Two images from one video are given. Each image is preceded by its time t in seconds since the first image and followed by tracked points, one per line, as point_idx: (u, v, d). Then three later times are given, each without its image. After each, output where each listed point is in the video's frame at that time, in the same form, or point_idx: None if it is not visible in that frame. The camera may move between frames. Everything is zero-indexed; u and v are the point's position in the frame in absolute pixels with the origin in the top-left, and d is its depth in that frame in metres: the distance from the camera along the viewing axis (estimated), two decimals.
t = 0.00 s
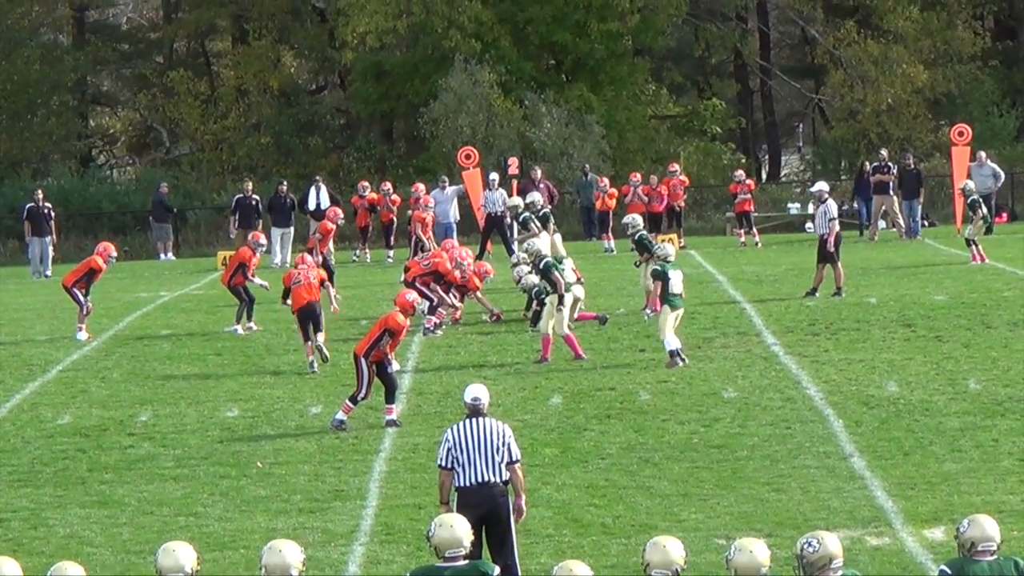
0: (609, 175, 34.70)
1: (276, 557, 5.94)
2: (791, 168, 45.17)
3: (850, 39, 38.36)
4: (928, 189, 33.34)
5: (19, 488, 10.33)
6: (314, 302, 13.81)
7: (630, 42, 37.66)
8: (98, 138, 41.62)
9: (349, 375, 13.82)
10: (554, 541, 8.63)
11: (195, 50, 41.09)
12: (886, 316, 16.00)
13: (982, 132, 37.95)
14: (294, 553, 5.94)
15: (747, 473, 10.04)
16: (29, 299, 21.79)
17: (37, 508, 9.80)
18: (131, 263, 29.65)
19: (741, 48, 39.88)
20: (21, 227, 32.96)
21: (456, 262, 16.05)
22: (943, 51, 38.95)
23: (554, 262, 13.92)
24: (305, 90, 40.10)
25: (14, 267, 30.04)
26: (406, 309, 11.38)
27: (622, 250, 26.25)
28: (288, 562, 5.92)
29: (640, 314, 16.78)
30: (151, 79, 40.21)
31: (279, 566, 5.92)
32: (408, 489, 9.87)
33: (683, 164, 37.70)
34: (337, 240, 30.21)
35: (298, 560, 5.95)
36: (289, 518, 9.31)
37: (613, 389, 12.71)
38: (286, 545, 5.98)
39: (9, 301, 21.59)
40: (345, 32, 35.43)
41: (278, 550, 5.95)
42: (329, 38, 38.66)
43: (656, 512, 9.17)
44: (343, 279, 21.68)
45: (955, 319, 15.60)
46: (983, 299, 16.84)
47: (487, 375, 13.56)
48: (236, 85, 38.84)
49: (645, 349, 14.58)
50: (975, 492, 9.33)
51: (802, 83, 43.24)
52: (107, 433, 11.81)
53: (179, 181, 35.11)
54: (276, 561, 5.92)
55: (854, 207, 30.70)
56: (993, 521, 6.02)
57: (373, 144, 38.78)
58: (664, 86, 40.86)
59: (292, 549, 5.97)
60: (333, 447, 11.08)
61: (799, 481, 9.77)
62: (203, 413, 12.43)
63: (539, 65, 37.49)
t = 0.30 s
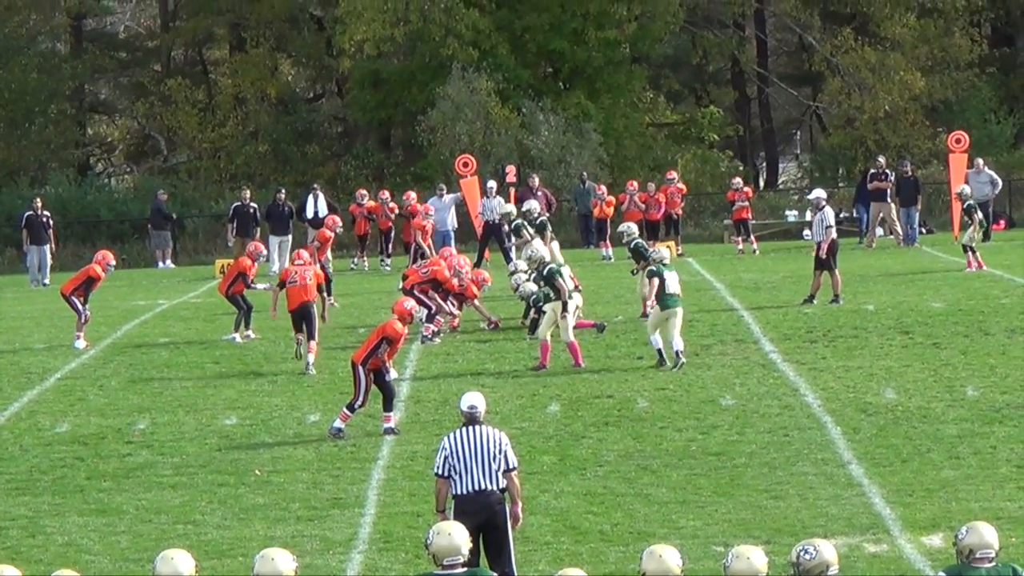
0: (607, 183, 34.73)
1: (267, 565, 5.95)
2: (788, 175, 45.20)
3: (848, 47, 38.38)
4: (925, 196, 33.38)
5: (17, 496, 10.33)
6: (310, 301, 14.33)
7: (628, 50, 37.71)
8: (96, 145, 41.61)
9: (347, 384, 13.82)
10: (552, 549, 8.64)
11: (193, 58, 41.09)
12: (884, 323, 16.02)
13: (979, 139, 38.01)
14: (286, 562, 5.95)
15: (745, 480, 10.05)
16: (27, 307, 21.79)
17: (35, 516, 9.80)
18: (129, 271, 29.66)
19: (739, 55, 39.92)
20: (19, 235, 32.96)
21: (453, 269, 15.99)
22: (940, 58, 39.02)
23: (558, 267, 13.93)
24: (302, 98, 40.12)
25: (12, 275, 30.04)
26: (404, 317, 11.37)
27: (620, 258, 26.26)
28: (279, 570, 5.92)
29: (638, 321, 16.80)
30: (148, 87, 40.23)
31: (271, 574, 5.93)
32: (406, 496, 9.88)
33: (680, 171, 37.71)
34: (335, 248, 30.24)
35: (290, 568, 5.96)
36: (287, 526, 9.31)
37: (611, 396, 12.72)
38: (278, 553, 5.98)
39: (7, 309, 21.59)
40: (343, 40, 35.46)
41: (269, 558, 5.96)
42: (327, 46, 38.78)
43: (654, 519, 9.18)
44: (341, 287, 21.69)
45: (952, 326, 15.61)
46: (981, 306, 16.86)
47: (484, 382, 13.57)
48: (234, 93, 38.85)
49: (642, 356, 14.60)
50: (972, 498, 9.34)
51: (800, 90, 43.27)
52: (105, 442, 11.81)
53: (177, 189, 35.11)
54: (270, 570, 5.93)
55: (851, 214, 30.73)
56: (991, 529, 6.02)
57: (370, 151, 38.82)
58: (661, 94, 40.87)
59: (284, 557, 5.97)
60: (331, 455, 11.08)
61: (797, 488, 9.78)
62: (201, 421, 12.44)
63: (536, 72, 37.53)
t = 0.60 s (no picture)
0: (610, 185, 34.72)
1: (272, 567, 5.93)
2: (792, 178, 45.19)
3: (851, 49, 38.36)
4: (929, 199, 33.36)
5: (20, 498, 10.34)
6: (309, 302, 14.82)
7: (631, 52, 37.72)
8: (99, 148, 41.62)
9: (350, 385, 13.83)
10: (555, 551, 8.63)
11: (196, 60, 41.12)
12: (887, 325, 16.01)
13: (982, 142, 38.00)
14: (292, 564, 5.93)
15: (749, 482, 10.04)
16: (29, 309, 21.80)
17: (38, 518, 9.81)
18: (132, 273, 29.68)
19: (742, 58, 39.94)
20: (22, 237, 32.98)
21: (458, 272, 16.12)
22: (943, 60, 39.03)
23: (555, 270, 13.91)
24: (305, 100, 40.16)
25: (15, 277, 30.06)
26: (407, 319, 11.38)
27: (623, 260, 26.25)
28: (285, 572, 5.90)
29: (642, 324, 16.79)
30: (151, 89, 40.26)
31: None
32: (409, 498, 9.88)
33: (683, 173, 37.71)
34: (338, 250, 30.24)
35: (296, 569, 5.94)
36: (290, 528, 9.31)
37: (614, 399, 12.71)
38: (283, 556, 5.97)
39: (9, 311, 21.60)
40: (346, 43, 35.50)
41: (275, 560, 5.94)
42: (330, 49, 38.82)
43: (657, 521, 9.18)
44: (343, 290, 21.69)
45: (956, 328, 15.60)
46: (984, 309, 16.85)
47: (488, 384, 13.57)
48: (237, 95, 38.87)
49: (645, 358, 14.59)
50: (976, 500, 9.34)
51: (804, 93, 43.27)
52: (107, 444, 11.81)
53: (180, 191, 35.11)
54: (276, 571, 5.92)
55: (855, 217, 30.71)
56: (994, 531, 6.01)
57: (374, 154, 38.84)
58: (664, 96, 40.85)
59: (290, 559, 5.96)
60: (335, 457, 11.08)
61: (800, 490, 9.78)
62: (204, 423, 12.44)
63: (539, 75, 37.55)
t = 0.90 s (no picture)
0: (608, 181, 34.70)
1: (281, 564, 5.92)
2: (789, 175, 45.20)
3: (849, 45, 38.36)
4: (926, 195, 33.37)
5: (18, 494, 10.34)
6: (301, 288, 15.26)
7: (629, 48, 37.73)
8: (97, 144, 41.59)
9: (349, 382, 13.83)
10: (552, 547, 8.63)
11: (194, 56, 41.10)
12: (885, 321, 16.01)
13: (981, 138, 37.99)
14: (300, 560, 5.93)
15: (746, 478, 10.05)
16: (27, 305, 21.78)
17: (35, 514, 9.80)
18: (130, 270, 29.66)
19: (740, 54, 39.95)
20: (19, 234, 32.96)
21: (453, 260, 16.31)
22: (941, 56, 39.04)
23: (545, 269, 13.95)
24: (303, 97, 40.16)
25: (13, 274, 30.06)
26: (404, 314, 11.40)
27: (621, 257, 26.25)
28: (293, 569, 5.90)
29: (639, 320, 16.78)
30: (149, 85, 40.24)
31: (286, 572, 5.91)
32: (406, 494, 9.88)
33: (681, 169, 37.70)
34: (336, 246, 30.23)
35: (304, 566, 5.93)
36: (288, 524, 9.31)
37: (611, 395, 12.72)
38: (291, 551, 5.96)
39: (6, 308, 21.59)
40: (344, 39, 35.50)
41: (283, 556, 5.93)
42: (328, 44, 38.81)
43: (654, 518, 9.18)
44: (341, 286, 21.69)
45: (953, 324, 15.61)
46: (982, 305, 16.86)
47: (485, 381, 13.57)
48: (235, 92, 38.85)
49: (644, 354, 14.60)
50: (973, 497, 9.34)
51: (802, 90, 43.27)
52: (105, 440, 11.81)
53: (178, 187, 35.07)
54: (283, 568, 5.91)
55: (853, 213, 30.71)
56: (991, 527, 6.01)
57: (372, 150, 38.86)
58: (662, 92, 40.83)
59: (298, 556, 5.95)
60: (332, 453, 11.08)
61: (797, 486, 9.78)
62: (201, 419, 12.44)
63: (537, 71, 37.55)
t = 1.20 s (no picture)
0: (602, 172, 34.68)
1: (282, 554, 5.93)
2: (783, 165, 45.19)
3: (841, 36, 38.36)
4: (919, 185, 33.39)
5: (11, 485, 10.32)
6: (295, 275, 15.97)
7: (622, 39, 37.71)
8: (89, 134, 41.51)
9: (342, 372, 13.83)
10: (546, 537, 8.64)
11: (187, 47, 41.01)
12: (878, 311, 16.03)
13: (973, 128, 38.01)
14: (302, 551, 5.93)
15: (740, 468, 10.06)
16: (20, 296, 21.75)
17: (29, 504, 9.79)
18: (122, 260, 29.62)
19: (732, 44, 39.94)
20: (12, 224, 32.90)
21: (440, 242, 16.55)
22: (934, 46, 39.06)
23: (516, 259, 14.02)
24: (296, 87, 40.10)
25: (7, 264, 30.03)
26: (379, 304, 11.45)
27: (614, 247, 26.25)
28: (295, 559, 5.90)
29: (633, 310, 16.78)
30: (142, 76, 40.16)
31: (287, 563, 5.91)
32: (400, 485, 9.89)
33: (674, 160, 37.70)
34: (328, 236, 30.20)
35: (305, 556, 5.94)
36: (282, 515, 9.31)
37: (604, 385, 12.73)
38: (292, 542, 5.96)
39: None
40: (336, 29, 35.47)
41: (284, 547, 5.94)
42: (320, 35, 38.75)
43: (648, 508, 9.18)
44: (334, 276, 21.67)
45: (946, 315, 15.62)
46: (975, 295, 16.87)
47: (478, 371, 13.56)
48: (227, 82, 38.76)
49: (637, 344, 14.60)
50: (966, 487, 9.36)
51: (794, 80, 43.26)
52: (98, 430, 11.80)
53: (171, 178, 35.02)
54: (285, 559, 5.91)
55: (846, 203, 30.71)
56: (984, 517, 6.01)
57: (365, 140, 38.91)
58: (655, 82, 40.83)
59: (299, 546, 5.96)
60: (325, 444, 11.07)
61: (790, 476, 9.79)
62: (195, 410, 12.43)
63: (530, 61, 37.52)
